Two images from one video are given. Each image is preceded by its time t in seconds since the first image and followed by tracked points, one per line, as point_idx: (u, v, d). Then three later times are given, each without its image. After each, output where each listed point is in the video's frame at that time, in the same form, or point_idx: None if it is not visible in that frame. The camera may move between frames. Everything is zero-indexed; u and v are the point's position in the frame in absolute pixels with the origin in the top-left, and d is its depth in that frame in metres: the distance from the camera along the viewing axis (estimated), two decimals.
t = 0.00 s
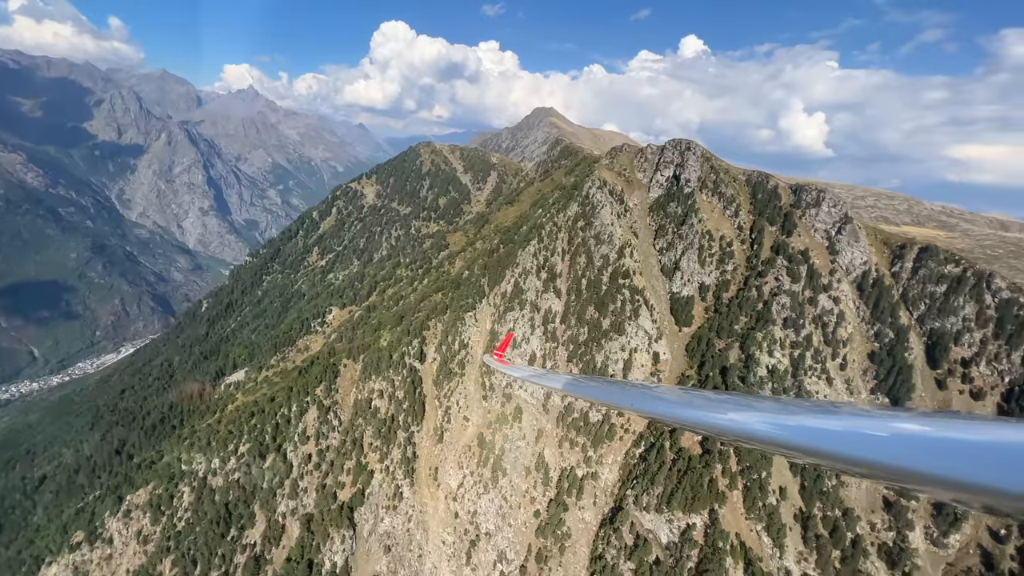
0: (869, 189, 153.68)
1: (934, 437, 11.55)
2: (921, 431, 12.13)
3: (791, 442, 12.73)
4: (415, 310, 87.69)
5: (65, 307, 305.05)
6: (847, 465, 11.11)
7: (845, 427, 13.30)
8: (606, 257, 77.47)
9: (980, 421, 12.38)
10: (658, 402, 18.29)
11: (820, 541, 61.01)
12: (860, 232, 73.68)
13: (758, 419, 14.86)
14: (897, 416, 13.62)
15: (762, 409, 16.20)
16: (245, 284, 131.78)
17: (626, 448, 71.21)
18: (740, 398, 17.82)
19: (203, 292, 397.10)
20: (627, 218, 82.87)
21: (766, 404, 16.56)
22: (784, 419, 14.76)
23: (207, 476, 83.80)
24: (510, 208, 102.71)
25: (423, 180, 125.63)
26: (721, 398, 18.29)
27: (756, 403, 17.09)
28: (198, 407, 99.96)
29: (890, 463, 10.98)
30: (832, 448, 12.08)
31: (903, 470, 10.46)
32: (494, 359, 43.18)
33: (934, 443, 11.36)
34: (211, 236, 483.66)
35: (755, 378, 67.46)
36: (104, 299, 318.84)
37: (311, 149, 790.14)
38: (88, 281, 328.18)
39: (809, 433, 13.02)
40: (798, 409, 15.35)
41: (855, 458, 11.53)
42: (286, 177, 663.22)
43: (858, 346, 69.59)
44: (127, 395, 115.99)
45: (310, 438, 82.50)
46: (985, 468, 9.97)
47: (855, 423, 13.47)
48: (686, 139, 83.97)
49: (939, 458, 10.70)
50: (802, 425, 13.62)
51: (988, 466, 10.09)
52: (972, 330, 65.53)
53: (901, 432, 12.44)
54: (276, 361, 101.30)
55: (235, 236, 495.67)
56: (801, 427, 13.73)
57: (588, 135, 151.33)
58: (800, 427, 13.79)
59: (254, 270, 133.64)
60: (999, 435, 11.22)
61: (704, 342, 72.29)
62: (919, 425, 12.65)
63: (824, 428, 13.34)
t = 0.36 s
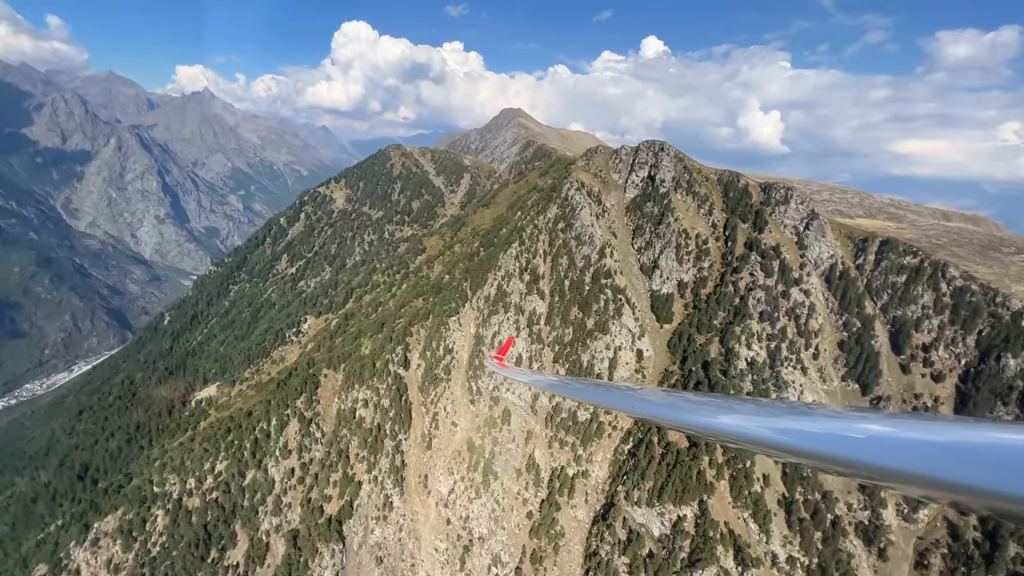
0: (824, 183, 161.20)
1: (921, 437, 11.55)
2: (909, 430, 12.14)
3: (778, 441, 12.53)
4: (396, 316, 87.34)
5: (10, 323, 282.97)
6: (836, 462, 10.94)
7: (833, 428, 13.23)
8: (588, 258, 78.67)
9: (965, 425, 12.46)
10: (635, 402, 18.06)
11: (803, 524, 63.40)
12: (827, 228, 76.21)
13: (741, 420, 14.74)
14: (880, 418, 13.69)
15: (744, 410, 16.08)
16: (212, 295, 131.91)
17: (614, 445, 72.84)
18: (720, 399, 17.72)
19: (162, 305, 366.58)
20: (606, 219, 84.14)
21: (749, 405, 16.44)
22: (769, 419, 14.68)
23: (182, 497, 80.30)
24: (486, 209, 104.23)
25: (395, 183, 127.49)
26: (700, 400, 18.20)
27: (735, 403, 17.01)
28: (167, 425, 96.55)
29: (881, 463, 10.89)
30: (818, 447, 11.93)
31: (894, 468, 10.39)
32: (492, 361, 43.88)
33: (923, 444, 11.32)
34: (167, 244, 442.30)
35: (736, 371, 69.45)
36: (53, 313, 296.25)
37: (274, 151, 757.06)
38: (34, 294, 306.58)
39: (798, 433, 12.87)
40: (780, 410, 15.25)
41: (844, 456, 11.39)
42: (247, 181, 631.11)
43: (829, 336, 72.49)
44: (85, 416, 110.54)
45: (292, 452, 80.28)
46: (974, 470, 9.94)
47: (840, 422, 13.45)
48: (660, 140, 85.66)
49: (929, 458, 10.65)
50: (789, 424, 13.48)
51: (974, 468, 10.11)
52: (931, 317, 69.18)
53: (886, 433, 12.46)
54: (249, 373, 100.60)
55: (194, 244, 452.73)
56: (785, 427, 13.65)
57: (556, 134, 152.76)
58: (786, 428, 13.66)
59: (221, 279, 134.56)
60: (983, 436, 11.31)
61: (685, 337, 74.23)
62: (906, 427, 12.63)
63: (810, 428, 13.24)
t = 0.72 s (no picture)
0: (785, 181, 168.05)
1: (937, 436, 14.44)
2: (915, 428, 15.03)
3: (802, 443, 15.02)
4: (377, 322, 87.12)
5: None
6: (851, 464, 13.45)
7: (850, 429, 15.89)
8: (570, 259, 79.98)
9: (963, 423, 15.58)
10: (663, 403, 20.33)
11: (786, 511, 65.67)
12: (796, 225, 78.70)
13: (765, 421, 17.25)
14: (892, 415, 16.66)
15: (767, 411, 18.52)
16: (176, 305, 131.05)
17: (603, 443, 74.11)
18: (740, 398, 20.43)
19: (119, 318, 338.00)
20: (586, 220, 85.38)
21: (767, 407, 18.96)
22: (791, 420, 17.22)
23: (155, 519, 75.87)
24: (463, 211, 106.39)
25: (367, 186, 130.38)
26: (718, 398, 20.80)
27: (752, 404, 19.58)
28: (136, 445, 93.50)
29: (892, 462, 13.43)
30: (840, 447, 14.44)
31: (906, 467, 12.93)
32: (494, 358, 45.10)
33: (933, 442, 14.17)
34: (121, 252, 404.46)
35: (717, 366, 71.48)
36: None
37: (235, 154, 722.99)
38: None
39: (824, 432, 15.48)
40: (805, 411, 17.85)
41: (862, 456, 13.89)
42: (206, 186, 599.48)
43: (801, 329, 74.83)
44: (40, 439, 105.34)
45: (274, 465, 78.25)
46: (964, 466, 12.85)
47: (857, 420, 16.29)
48: (636, 142, 87.08)
49: (935, 458, 13.35)
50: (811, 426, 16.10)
51: (977, 462, 12.94)
52: (895, 307, 72.20)
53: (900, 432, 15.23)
54: (222, 387, 99.87)
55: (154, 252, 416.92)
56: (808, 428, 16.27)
57: (527, 134, 157.05)
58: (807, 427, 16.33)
59: (184, 289, 133.68)
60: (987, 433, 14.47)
61: (667, 335, 76.05)
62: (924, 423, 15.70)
63: (836, 428, 15.88)
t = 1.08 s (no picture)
0: (749, 180, 174.78)
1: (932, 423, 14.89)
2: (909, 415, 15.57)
3: (806, 431, 14.96)
4: (358, 328, 86.17)
5: None
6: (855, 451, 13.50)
7: (833, 416, 16.26)
8: (554, 260, 81.58)
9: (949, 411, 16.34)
10: (648, 391, 20.45)
11: (768, 499, 68.03)
12: (769, 224, 81.68)
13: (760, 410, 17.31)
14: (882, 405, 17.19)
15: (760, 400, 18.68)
16: (137, 315, 130.99)
17: (591, 441, 76.26)
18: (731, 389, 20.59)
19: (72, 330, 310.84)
20: (566, 221, 86.53)
21: (750, 395, 19.31)
22: (783, 410, 17.46)
23: (128, 540, 72.18)
24: (440, 213, 108.91)
25: (338, 188, 133.69)
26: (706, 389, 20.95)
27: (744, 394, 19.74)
28: (102, 464, 90.10)
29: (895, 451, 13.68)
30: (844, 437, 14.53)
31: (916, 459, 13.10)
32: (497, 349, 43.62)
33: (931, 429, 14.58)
34: (71, 261, 372.51)
35: (699, 362, 73.40)
36: None
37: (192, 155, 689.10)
38: None
39: (823, 420, 15.60)
40: (796, 399, 18.11)
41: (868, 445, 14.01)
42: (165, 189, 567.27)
43: (776, 324, 77.34)
44: None
45: (254, 478, 75.44)
46: (951, 453, 13.39)
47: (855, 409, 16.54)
48: (614, 143, 88.42)
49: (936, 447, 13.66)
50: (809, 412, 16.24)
51: (975, 452, 13.37)
52: (861, 301, 75.63)
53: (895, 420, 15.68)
54: (192, 399, 99.06)
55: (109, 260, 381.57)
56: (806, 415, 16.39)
57: (498, 134, 161.42)
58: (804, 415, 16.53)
59: (147, 296, 135.19)
60: (972, 421, 15.20)
61: (650, 332, 77.60)
62: (913, 411, 16.28)
63: (832, 414, 16.11)
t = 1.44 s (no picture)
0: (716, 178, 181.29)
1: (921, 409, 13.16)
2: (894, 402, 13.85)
3: (773, 414, 13.41)
4: (339, 331, 84.49)
5: None
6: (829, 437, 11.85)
7: (810, 404, 14.52)
8: (538, 260, 83.10)
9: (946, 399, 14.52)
10: (614, 376, 18.99)
11: (751, 487, 70.39)
12: (744, 221, 84.35)
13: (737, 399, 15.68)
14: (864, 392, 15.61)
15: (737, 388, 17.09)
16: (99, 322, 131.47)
17: (580, 438, 78.61)
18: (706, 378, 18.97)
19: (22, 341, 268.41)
20: (548, 220, 87.87)
21: (724, 381, 17.74)
22: (755, 396, 15.82)
23: (100, 560, 67.31)
24: (419, 213, 111.21)
25: (310, 188, 137.73)
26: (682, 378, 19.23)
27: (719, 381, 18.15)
28: (69, 480, 86.13)
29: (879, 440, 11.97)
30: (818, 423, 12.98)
31: (901, 443, 11.47)
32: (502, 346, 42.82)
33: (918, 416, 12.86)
34: (20, 265, 336.40)
35: (683, 357, 75.06)
36: None
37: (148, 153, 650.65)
38: None
39: (801, 405, 13.87)
40: (773, 386, 16.43)
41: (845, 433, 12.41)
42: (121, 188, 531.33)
43: (753, 317, 79.38)
44: None
45: (236, 489, 72.19)
46: (937, 441, 11.66)
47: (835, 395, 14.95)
48: (594, 143, 89.65)
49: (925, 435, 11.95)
50: (790, 399, 14.49)
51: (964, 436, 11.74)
52: (832, 294, 78.13)
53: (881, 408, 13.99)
54: (165, 409, 98.38)
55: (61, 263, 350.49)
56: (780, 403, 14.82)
57: (470, 131, 168.74)
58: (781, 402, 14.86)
59: (111, 301, 135.79)
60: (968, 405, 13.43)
61: (634, 329, 79.29)
62: (908, 399, 14.52)
63: (807, 401, 14.42)
